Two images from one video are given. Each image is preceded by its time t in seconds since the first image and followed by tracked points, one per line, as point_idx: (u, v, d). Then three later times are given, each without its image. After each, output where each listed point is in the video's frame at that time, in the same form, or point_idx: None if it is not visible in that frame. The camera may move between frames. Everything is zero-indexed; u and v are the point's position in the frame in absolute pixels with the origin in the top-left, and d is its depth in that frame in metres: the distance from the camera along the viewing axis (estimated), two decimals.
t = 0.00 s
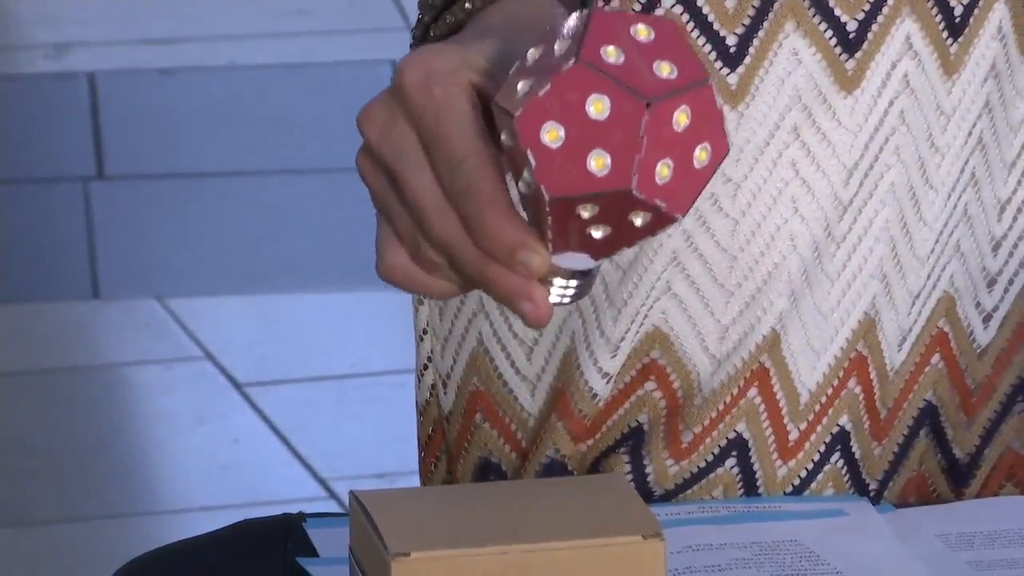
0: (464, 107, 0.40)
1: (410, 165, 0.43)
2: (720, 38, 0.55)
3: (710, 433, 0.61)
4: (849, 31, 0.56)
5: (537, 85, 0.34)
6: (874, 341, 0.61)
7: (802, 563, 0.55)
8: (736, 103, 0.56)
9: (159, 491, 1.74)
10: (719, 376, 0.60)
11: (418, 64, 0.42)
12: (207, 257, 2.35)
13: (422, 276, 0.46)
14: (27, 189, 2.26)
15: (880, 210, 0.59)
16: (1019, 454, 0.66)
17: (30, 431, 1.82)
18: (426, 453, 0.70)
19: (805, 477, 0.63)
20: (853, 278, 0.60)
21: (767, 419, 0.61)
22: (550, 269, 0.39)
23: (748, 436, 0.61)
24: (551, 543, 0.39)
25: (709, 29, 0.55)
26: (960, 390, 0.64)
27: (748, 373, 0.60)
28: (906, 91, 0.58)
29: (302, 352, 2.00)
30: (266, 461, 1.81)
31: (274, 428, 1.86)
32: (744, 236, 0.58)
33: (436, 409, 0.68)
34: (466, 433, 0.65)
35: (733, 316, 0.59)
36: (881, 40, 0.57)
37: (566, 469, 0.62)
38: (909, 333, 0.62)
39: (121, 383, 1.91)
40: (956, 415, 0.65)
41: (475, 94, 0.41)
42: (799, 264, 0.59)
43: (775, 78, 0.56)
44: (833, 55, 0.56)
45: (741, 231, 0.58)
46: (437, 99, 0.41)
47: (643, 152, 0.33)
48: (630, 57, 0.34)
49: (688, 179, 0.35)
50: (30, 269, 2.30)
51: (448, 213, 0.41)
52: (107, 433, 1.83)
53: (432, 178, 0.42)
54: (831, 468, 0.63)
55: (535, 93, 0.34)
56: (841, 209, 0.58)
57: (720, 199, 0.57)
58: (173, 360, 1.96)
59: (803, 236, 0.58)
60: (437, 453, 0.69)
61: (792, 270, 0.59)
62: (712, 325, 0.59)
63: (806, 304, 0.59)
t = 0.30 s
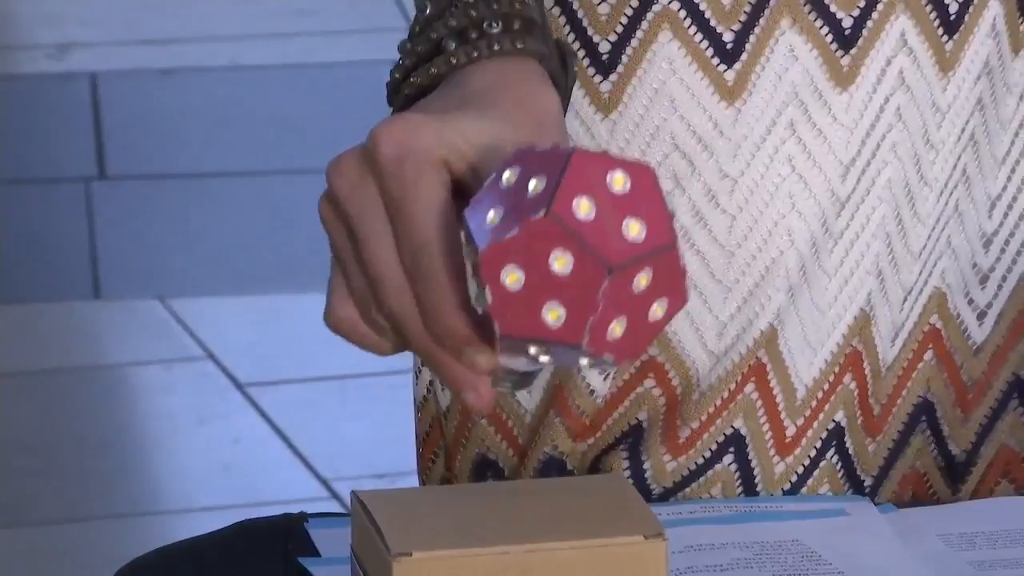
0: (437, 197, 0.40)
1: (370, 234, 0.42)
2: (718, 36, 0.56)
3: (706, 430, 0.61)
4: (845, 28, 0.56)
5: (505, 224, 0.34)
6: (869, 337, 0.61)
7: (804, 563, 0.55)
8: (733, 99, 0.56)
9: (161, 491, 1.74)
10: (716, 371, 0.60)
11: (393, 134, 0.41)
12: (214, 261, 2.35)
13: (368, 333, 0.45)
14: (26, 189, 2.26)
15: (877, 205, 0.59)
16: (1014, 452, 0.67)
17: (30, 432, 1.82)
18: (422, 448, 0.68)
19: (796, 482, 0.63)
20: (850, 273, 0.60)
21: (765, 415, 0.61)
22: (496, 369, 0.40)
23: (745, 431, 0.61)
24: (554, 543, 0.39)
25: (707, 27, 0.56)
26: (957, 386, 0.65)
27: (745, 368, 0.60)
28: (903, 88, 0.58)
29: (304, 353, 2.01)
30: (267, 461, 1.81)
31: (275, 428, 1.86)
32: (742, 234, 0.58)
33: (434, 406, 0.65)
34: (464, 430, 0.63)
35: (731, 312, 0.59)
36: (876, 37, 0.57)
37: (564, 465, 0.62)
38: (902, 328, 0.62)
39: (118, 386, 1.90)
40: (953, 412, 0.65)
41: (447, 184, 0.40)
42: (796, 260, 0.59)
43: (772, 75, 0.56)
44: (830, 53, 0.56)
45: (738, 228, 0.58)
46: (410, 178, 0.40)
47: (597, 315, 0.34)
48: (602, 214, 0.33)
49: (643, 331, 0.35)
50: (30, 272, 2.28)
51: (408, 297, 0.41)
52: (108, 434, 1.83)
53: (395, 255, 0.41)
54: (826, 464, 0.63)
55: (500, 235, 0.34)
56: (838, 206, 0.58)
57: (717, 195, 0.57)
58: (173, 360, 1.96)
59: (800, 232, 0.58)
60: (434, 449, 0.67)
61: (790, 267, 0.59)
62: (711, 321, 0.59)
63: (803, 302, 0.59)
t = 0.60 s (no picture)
0: (430, 259, 0.41)
1: (356, 285, 0.42)
2: (728, 39, 0.56)
3: (709, 430, 0.61)
4: (854, 31, 0.57)
5: (485, 345, 0.35)
6: (873, 339, 0.61)
7: (802, 559, 0.55)
8: (742, 103, 0.57)
9: (160, 490, 1.71)
10: (722, 373, 0.60)
11: (391, 187, 0.41)
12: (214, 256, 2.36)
13: (338, 375, 0.45)
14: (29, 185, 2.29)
15: (884, 208, 0.59)
16: (1016, 450, 0.67)
17: (30, 431, 1.81)
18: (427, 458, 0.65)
19: (800, 480, 0.63)
20: (856, 275, 0.60)
21: (767, 413, 0.60)
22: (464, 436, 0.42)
23: (748, 431, 0.61)
24: (556, 539, 0.38)
25: (718, 32, 0.56)
26: (962, 386, 0.65)
27: (750, 370, 0.60)
28: (911, 91, 0.58)
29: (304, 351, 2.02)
30: (266, 457, 1.80)
31: (274, 425, 1.86)
32: (750, 237, 0.58)
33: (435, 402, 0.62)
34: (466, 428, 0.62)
35: (739, 314, 0.59)
36: (884, 41, 0.57)
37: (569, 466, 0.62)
38: (905, 329, 0.62)
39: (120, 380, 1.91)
40: (957, 411, 0.65)
41: (439, 245, 0.42)
42: (805, 261, 0.59)
43: (781, 78, 0.57)
44: (838, 56, 0.57)
45: (746, 232, 0.58)
46: (404, 237, 0.41)
47: (559, 449, 0.35)
48: (582, 354, 0.34)
49: (604, 461, 0.36)
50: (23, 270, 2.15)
51: (387, 356, 0.42)
52: (108, 430, 1.82)
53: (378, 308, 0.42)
54: (832, 465, 0.63)
55: (478, 356, 0.35)
56: (847, 208, 0.59)
57: (726, 198, 0.58)
58: (173, 357, 1.98)
59: (808, 235, 0.58)
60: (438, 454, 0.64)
61: (797, 269, 0.59)
62: (718, 324, 0.60)
63: (810, 304, 0.59)
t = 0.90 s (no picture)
0: (445, 254, 0.42)
1: (361, 264, 0.43)
2: (728, 39, 0.57)
3: (709, 428, 0.61)
4: (854, 30, 0.57)
5: (496, 343, 0.37)
6: (872, 334, 0.61)
7: (802, 547, 0.55)
8: (742, 103, 0.57)
9: (159, 474, 1.72)
10: (721, 373, 0.60)
11: (421, 175, 0.43)
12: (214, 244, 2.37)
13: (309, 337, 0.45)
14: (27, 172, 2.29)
15: (884, 205, 0.59)
16: (1019, 443, 0.67)
17: (30, 419, 1.81)
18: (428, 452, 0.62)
19: (804, 470, 0.63)
20: (856, 272, 0.60)
21: (766, 407, 0.61)
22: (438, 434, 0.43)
23: (747, 427, 0.61)
24: (552, 529, 0.36)
25: (717, 30, 0.56)
26: (966, 380, 0.64)
27: (749, 368, 0.60)
28: (910, 89, 0.59)
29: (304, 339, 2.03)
30: (265, 443, 1.79)
31: (273, 411, 1.86)
32: (749, 237, 0.58)
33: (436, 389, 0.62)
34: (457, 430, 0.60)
35: (738, 314, 0.59)
36: (882, 40, 0.58)
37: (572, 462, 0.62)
38: (906, 325, 0.62)
39: (123, 361, 1.93)
40: (960, 405, 0.65)
41: (455, 245, 0.43)
42: (804, 260, 0.59)
43: (781, 77, 0.57)
44: (838, 55, 0.57)
45: (745, 232, 0.58)
46: (426, 226, 0.42)
47: (547, 458, 0.37)
48: (589, 368, 0.36)
49: (585, 482, 0.38)
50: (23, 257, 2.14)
51: (381, 340, 0.43)
52: (107, 418, 1.82)
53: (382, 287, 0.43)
54: (832, 459, 0.63)
55: (487, 351, 0.37)
56: (846, 207, 0.59)
57: (726, 197, 0.58)
58: (174, 344, 1.98)
59: (807, 234, 0.59)
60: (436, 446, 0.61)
61: (797, 268, 0.59)
62: (717, 322, 0.60)
63: (810, 302, 0.60)
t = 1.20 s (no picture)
0: (430, 222, 0.41)
1: (347, 238, 0.41)
2: (716, 15, 0.57)
3: (710, 407, 0.61)
4: (843, 7, 0.57)
5: (528, 293, 0.37)
6: (873, 310, 0.61)
7: (802, 516, 0.55)
8: (730, 80, 0.57)
9: (159, 447, 1.68)
10: (717, 351, 0.60)
11: (414, 151, 0.42)
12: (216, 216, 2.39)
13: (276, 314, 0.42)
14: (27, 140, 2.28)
15: (880, 182, 0.59)
16: None
17: (29, 386, 1.81)
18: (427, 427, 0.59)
19: (813, 434, 0.63)
20: (852, 250, 0.60)
21: (766, 387, 0.61)
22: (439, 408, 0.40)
23: (748, 407, 0.61)
24: (553, 498, 0.35)
25: (708, 8, 0.57)
26: (973, 359, 0.64)
27: (747, 346, 0.60)
28: (899, 65, 0.58)
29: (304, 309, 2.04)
30: (265, 410, 1.79)
31: (274, 379, 1.87)
32: (742, 214, 0.59)
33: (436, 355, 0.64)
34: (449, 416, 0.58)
35: (733, 292, 0.60)
36: (872, 17, 0.58)
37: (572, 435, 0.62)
38: (912, 304, 0.62)
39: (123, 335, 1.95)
40: (968, 383, 0.64)
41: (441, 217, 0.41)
42: (797, 238, 0.59)
43: (769, 54, 0.57)
44: (826, 31, 0.57)
45: (738, 209, 0.58)
46: (415, 197, 0.41)
47: (567, 413, 0.37)
48: (618, 326, 0.37)
49: (594, 451, 0.38)
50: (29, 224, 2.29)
51: (366, 313, 0.40)
52: (107, 384, 1.83)
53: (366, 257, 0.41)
54: (834, 433, 0.63)
55: (519, 299, 0.36)
56: (839, 184, 0.59)
57: (715, 175, 0.58)
58: (174, 313, 2.04)
59: (799, 211, 0.59)
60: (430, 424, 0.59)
61: (790, 246, 0.59)
62: (712, 301, 0.60)
63: (804, 279, 0.60)
